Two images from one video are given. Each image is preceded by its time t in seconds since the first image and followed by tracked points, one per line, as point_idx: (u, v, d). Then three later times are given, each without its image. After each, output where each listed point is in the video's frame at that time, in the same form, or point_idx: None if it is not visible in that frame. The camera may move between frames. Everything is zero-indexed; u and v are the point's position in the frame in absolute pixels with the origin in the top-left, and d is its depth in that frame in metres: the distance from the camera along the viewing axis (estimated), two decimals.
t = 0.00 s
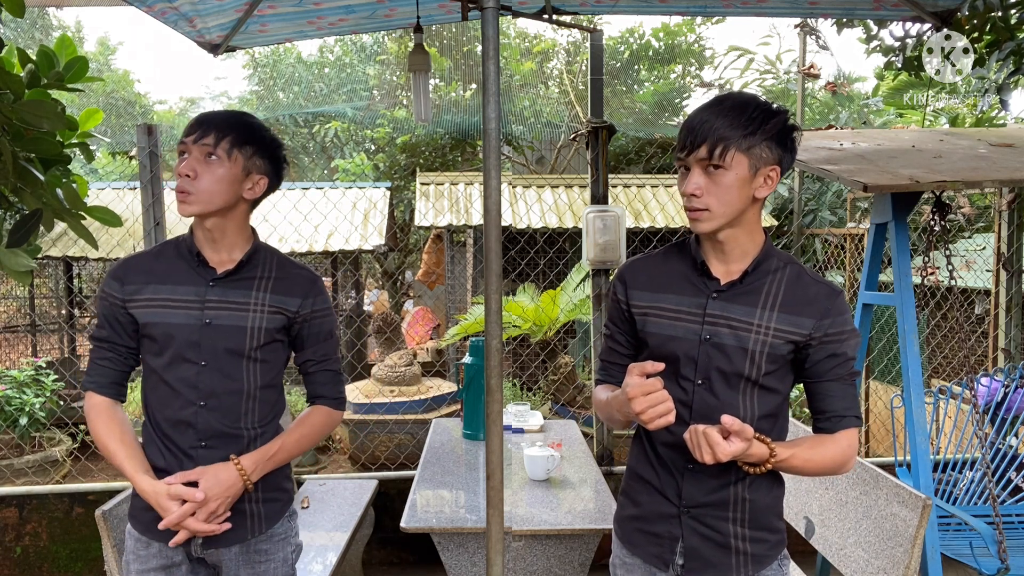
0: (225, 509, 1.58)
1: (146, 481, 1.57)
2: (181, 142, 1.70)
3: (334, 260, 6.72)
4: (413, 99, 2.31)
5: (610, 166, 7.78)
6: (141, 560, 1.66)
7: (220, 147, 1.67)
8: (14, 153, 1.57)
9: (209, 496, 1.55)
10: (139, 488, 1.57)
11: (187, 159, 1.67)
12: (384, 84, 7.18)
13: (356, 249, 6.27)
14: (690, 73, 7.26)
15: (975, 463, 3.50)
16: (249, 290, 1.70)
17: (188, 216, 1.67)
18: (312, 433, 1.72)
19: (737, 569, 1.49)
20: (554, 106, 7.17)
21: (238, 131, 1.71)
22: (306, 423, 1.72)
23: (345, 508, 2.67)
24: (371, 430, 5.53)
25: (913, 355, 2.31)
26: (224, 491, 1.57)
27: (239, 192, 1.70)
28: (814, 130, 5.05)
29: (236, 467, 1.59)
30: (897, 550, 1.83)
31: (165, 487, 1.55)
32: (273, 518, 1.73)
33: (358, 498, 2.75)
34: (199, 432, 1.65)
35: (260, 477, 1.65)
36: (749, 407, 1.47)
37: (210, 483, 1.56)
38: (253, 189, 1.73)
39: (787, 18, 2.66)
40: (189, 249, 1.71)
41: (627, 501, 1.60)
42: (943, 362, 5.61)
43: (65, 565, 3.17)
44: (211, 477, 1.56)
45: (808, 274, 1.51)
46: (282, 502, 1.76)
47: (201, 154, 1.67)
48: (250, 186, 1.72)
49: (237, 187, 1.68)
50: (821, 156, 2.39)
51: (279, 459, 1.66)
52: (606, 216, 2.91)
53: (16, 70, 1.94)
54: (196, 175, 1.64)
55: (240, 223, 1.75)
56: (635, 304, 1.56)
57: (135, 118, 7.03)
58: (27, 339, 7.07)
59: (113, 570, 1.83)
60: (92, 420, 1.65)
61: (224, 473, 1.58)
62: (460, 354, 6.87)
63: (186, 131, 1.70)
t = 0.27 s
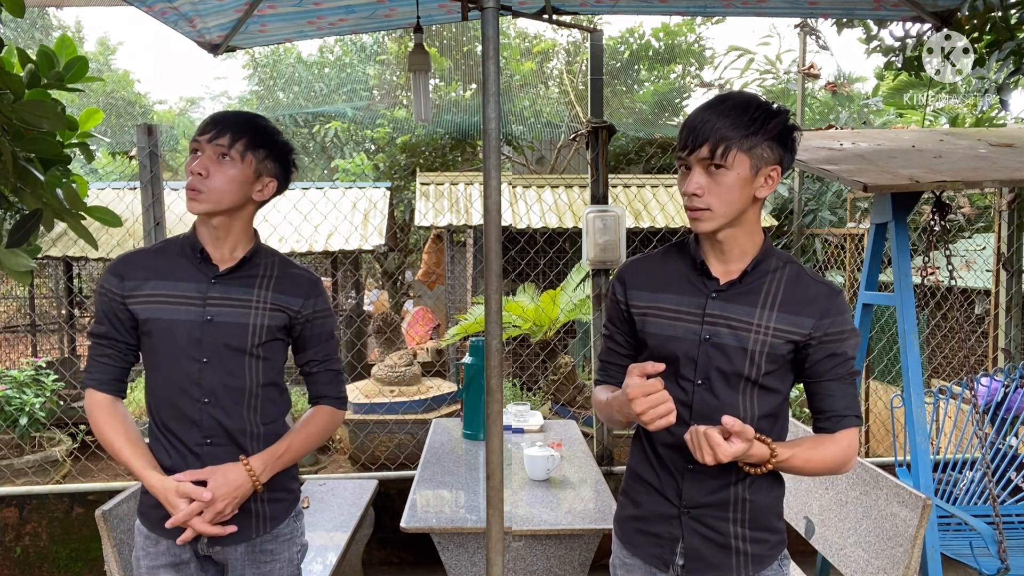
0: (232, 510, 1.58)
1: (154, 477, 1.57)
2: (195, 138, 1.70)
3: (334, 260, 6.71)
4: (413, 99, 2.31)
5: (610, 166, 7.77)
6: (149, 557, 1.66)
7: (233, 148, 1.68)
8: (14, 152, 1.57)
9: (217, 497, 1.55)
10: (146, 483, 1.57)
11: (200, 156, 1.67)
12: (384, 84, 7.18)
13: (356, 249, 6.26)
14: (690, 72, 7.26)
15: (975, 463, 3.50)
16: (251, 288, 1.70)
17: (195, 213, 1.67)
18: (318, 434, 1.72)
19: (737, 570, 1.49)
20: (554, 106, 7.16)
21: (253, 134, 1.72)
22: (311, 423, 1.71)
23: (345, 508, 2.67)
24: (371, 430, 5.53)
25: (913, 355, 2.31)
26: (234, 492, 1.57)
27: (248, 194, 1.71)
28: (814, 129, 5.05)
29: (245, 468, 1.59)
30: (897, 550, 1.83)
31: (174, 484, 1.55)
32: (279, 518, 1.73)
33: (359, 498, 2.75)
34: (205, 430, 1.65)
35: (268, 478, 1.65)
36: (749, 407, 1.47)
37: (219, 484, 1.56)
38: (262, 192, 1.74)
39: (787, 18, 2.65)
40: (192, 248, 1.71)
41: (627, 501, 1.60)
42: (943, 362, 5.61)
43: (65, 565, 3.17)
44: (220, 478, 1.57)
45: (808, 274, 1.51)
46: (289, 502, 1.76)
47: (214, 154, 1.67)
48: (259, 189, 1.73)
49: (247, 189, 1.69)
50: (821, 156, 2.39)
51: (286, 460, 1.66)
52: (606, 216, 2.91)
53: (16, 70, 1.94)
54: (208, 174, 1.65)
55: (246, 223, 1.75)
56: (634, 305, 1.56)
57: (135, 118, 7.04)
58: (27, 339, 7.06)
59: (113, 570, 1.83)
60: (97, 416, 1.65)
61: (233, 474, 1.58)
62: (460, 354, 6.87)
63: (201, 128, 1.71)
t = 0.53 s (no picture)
0: (236, 508, 1.58)
1: (157, 476, 1.56)
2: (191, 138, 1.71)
3: (334, 260, 6.71)
4: (412, 99, 2.31)
5: (610, 166, 7.77)
6: (152, 557, 1.66)
7: (230, 146, 1.69)
8: (14, 153, 1.57)
9: (220, 495, 1.55)
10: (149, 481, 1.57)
11: (197, 156, 1.68)
12: (384, 84, 7.18)
13: (356, 248, 6.26)
14: (690, 72, 7.26)
15: (975, 463, 3.50)
16: (251, 287, 1.70)
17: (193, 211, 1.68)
18: (319, 430, 1.72)
19: (738, 569, 1.49)
20: (554, 106, 7.15)
21: (248, 131, 1.72)
22: (312, 420, 1.72)
23: (345, 508, 2.67)
24: (371, 430, 5.52)
25: (913, 354, 2.31)
26: (236, 489, 1.57)
27: (246, 191, 1.71)
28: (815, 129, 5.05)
29: (246, 464, 1.59)
30: (897, 550, 1.83)
31: (176, 483, 1.55)
32: (283, 517, 1.73)
33: (359, 498, 2.75)
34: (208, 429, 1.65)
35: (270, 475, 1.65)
36: (748, 406, 1.47)
37: (221, 481, 1.56)
38: (259, 189, 1.75)
39: (787, 18, 2.65)
40: (191, 247, 1.71)
41: (627, 502, 1.60)
42: (943, 362, 5.61)
43: (65, 565, 3.17)
44: (221, 475, 1.57)
45: (807, 273, 1.51)
46: (293, 501, 1.76)
47: (211, 151, 1.68)
48: (257, 186, 1.74)
49: (245, 186, 1.70)
50: (821, 156, 2.39)
51: (287, 456, 1.66)
52: (606, 216, 2.91)
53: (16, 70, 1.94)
54: (205, 171, 1.65)
55: (244, 222, 1.76)
56: (633, 304, 1.56)
57: (135, 118, 7.04)
58: (27, 339, 7.06)
59: (113, 570, 1.83)
60: (102, 416, 1.66)
61: (234, 471, 1.58)
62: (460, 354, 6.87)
63: (197, 128, 1.71)
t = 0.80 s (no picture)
0: (237, 509, 1.58)
1: (159, 478, 1.57)
2: (202, 138, 1.69)
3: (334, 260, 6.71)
4: (413, 99, 2.31)
5: (610, 166, 7.77)
6: (155, 557, 1.66)
7: (246, 150, 1.69)
8: (14, 153, 1.57)
9: (221, 496, 1.55)
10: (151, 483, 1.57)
11: (211, 157, 1.67)
12: (384, 84, 7.18)
13: (356, 248, 6.26)
14: (690, 72, 7.26)
15: (975, 463, 3.50)
16: (254, 288, 1.70)
17: (206, 212, 1.66)
18: (321, 432, 1.72)
19: (738, 569, 1.49)
20: (554, 106, 7.15)
21: (260, 135, 1.73)
22: (314, 422, 1.72)
23: (345, 508, 2.67)
24: (371, 430, 5.52)
25: (914, 354, 2.31)
26: (238, 491, 1.57)
27: (257, 195, 1.72)
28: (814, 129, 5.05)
29: (247, 466, 1.59)
30: (898, 550, 1.83)
31: (178, 486, 1.55)
32: (286, 516, 1.73)
33: (359, 498, 2.75)
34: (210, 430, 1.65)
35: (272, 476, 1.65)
36: (748, 406, 1.47)
37: (221, 483, 1.56)
38: (266, 194, 1.76)
39: (787, 18, 2.65)
40: (194, 249, 1.71)
41: (627, 502, 1.60)
42: (943, 362, 5.61)
43: (65, 565, 3.17)
44: (222, 476, 1.57)
45: (805, 272, 1.51)
46: (295, 500, 1.76)
47: (226, 154, 1.68)
48: (264, 190, 1.75)
49: (257, 190, 1.71)
50: (821, 156, 2.39)
51: (289, 458, 1.66)
52: (606, 216, 2.91)
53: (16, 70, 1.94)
54: (222, 173, 1.65)
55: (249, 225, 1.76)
56: (631, 305, 1.55)
57: (135, 118, 7.03)
58: (27, 339, 7.06)
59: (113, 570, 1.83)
60: (106, 418, 1.66)
61: (236, 473, 1.58)
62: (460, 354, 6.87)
63: (209, 128, 1.70)
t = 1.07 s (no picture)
0: (236, 508, 1.58)
1: (157, 478, 1.57)
2: (203, 137, 1.69)
3: (334, 260, 6.71)
4: (413, 99, 2.31)
5: (610, 166, 7.77)
6: (156, 557, 1.66)
7: (252, 146, 1.71)
8: (14, 153, 1.57)
9: (219, 496, 1.55)
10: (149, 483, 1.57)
11: (218, 156, 1.67)
12: (384, 83, 7.18)
13: (356, 248, 6.26)
14: (690, 72, 7.26)
15: (975, 463, 3.51)
16: (258, 288, 1.70)
17: (220, 211, 1.67)
18: (321, 433, 1.72)
19: (736, 569, 1.49)
20: (554, 106, 7.15)
21: (263, 130, 1.74)
22: (314, 422, 1.72)
23: (345, 508, 2.67)
24: (371, 430, 5.52)
25: (913, 354, 2.31)
26: (235, 491, 1.57)
27: (264, 191, 1.74)
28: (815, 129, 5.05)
29: (246, 464, 1.59)
30: (897, 550, 1.83)
31: (177, 485, 1.55)
32: (287, 515, 1.73)
33: (359, 498, 2.75)
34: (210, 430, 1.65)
35: (271, 475, 1.65)
36: (745, 406, 1.47)
37: (220, 483, 1.56)
38: (270, 190, 1.78)
39: (787, 18, 2.65)
40: (199, 247, 1.71)
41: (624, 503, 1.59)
42: (943, 362, 5.61)
43: (65, 566, 3.17)
44: (221, 475, 1.57)
45: (800, 271, 1.52)
46: (296, 499, 1.76)
47: (233, 151, 1.68)
48: (271, 185, 1.77)
49: (265, 185, 1.73)
50: (821, 156, 2.39)
51: (288, 458, 1.65)
52: (606, 216, 2.91)
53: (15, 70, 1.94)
54: (234, 171, 1.66)
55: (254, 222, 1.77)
56: (627, 307, 1.54)
57: (135, 118, 7.03)
58: (27, 339, 7.06)
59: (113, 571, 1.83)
60: (104, 416, 1.66)
61: (234, 473, 1.58)
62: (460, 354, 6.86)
63: (210, 126, 1.69)
